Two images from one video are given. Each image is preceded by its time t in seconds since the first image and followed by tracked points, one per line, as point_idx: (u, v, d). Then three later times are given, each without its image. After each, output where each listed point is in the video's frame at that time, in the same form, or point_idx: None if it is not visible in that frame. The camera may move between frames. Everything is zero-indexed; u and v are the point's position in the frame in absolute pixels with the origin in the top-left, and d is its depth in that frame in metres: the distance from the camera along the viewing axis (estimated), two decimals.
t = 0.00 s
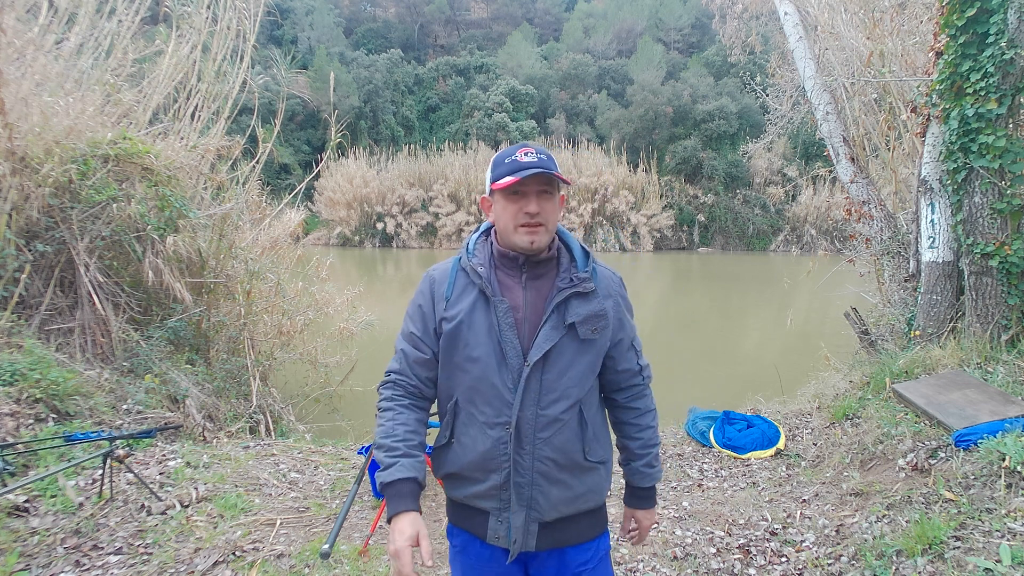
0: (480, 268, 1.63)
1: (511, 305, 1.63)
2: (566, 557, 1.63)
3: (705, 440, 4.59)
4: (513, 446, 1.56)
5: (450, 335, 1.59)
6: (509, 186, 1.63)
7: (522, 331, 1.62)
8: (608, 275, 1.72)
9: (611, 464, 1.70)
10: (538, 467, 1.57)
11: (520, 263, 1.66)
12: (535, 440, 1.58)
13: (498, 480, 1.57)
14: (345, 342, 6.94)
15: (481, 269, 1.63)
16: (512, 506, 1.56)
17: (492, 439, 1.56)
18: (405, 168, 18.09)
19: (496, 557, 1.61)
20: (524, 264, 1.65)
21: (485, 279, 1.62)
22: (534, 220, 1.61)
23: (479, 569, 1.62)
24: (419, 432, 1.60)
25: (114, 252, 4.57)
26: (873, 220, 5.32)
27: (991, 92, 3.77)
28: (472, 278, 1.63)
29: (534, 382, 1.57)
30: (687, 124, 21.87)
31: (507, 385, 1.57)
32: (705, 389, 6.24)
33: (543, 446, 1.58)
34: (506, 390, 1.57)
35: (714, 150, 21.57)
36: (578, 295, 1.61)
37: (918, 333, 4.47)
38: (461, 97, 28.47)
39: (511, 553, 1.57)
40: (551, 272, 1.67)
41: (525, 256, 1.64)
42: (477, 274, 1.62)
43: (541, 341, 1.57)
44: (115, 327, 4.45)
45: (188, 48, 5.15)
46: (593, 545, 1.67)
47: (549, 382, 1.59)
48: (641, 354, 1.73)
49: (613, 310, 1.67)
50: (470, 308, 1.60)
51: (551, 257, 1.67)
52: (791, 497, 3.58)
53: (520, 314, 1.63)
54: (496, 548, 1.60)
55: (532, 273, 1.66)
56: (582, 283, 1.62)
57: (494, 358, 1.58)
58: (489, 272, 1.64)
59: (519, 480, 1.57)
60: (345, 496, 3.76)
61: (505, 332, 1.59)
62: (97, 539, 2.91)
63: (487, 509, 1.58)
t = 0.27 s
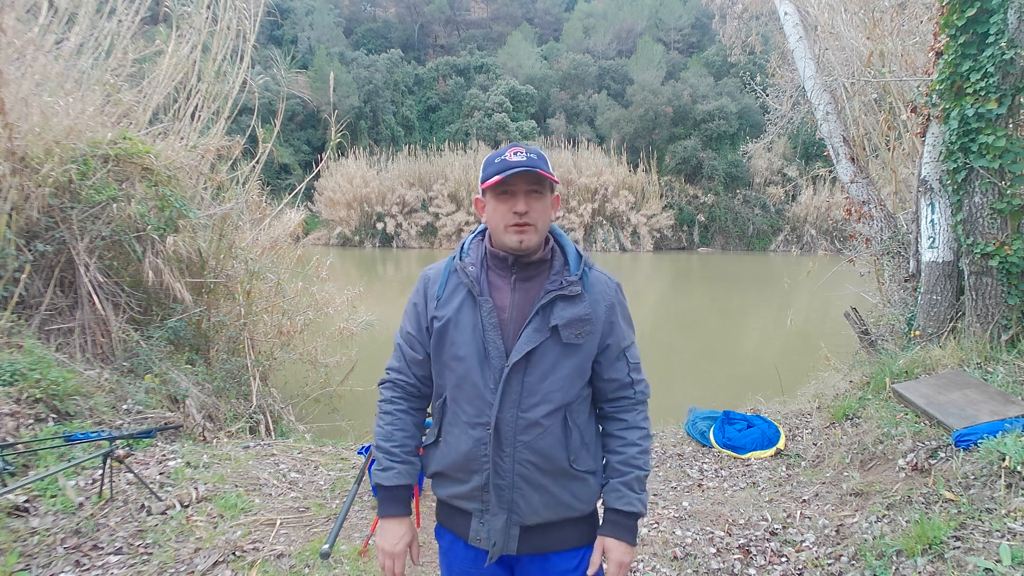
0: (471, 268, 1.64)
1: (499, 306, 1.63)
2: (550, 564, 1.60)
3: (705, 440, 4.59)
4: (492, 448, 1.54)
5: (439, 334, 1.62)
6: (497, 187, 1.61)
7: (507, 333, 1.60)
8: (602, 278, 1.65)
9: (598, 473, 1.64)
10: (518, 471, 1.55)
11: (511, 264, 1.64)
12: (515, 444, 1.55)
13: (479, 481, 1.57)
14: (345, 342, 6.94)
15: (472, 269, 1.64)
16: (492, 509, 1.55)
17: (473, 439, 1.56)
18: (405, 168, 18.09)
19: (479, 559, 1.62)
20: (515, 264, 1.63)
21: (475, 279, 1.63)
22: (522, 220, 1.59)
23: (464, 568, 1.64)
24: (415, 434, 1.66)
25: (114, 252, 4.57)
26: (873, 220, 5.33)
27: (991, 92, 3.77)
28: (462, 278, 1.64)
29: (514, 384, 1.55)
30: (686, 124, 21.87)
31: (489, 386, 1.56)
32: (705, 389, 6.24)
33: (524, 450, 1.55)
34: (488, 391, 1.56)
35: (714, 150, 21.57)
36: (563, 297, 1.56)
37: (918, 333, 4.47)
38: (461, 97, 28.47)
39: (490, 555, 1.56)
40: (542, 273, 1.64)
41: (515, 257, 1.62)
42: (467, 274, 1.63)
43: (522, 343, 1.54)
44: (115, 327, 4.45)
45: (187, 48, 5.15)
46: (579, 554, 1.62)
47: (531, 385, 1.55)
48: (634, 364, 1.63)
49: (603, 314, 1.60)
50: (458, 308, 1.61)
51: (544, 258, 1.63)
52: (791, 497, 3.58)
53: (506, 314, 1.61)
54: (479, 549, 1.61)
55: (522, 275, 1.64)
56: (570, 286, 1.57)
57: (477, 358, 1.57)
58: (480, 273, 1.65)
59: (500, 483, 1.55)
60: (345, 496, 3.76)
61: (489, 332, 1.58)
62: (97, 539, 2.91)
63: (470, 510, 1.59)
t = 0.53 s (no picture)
0: (462, 268, 1.68)
1: (483, 306, 1.63)
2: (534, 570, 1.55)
3: (705, 440, 4.60)
4: (468, 446, 1.55)
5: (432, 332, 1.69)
6: (489, 188, 1.61)
7: (489, 332, 1.59)
8: (593, 278, 1.54)
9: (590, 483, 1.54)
10: (495, 471, 1.53)
11: (500, 264, 1.63)
12: (491, 443, 1.53)
13: (459, 479, 1.58)
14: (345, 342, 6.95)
15: (464, 270, 1.68)
16: (470, 507, 1.55)
17: (453, 436, 1.59)
18: (405, 168, 18.09)
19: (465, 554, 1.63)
20: (504, 264, 1.62)
21: (464, 278, 1.67)
22: (512, 220, 1.57)
23: (453, 562, 1.66)
24: (414, 424, 1.80)
25: (114, 252, 4.57)
26: (873, 220, 5.33)
27: (991, 92, 3.77)
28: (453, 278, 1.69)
29: (489, 384, 1.53)
30: (686, 124, 21.88)
31: (467, 384, 1.57)
32: (705, 388, 6.24)
33: (499, 451, 1.52)
34: (466, 389, 1.57)
35: (714, 150, 21.58)
36: (539, 297, 1.50)
37: (918, 333, 4.47)
38: (461, 97, 28.48)
39: (468, 553, 1.56)
40: (531, 273, 1.60)
41: (504, 257, 1.61)
42: (455, 274, 1.67)
43: (496, 343, 1.51)
44: (115, 327, 4.45)
45: (188, 48, 5.15)
46: (564, 565, 1.54)
47: (507, 386, 1.52)
48: (629, 371, 1.47)
49: (588, 316, 1.49)
50: (446, 307, 1.66)
51: (534, 258, 1.60)
52: (791, 497, 3.58)
53: (489, 314, 1.60)
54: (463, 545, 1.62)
55: (512, 275, 1.62)
56: (549, 286, 1.50)
57: (458, 357, 1.60)
58: (471, 273, 1.68)
59: (478, 481, 1.55)
60: (345, 496, 3.76)
61: (468, 332, 1.59)
62: (97, 539, 2.91)
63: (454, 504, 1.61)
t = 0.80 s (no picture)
0: (483, 271, 1.73)
1: (496, 309, 1.64)
2: None
3: (705, 440, 4.59)
4: (468, 447, 1.54)
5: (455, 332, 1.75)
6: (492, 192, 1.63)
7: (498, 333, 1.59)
8: (607, 284, 1.47)
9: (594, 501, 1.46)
10: (494, 476, 1.50)
11: (513, 267, 1.64)
12: (492, 447, 1.51)
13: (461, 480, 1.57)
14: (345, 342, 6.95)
15: (484, 272, 1.73)
16: (469, 509, 1.54)
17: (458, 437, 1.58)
18: (405, 168, 18.10)
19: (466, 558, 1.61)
20: (515, 267, 1.62)
21: (482, 280, 1.71)
22: (507, 224, 1.57)
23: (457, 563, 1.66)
24: (443, 424, 1.82)
25: (114, 252, 4.57)
26: (873, 220, 5.32)
27: (991, 92, 3.77)
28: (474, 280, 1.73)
29: (490, 385, 1.51)
30: (687, 124, 21.88)
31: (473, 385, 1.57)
32: (705, 389, 6.24)
33: (498, 455, 1.49)
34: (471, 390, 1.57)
35: (714, 150, 21.58)
36: (543, 300, 1.47)
37: (918, 333, 4.47)
38: (461, 97, 28.48)
39: (465, 555, 1.55)
40: (543, 276, 1.58)
41: (513, 261, 1.61)
42: (474, 276, 1.73)
43: (498, 344, 1.50)
44: (115, 327, 4.45)
45: (187, 48, 5.15)
46: None
47: (509, 389, 1.49)
48: (636, 386, 1.40)
49: (594, 324, 1.43)
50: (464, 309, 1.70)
51: (542, 262, 1.57)
52: (791, 497, 3.58)
53: (500, 317, 1.61)
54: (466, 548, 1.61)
55: (525, 278, 1.60)
56: (553, 288, 1.47)
57: (469, 357, 1.62)
58: (490, 275, 1.71)
59: (478, 484, 1.53)
60: (345, 496, 3.76)
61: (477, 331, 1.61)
62: (97, 539, 2.91)
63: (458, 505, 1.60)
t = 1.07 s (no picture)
0: (515, 269, 1.74)
1: (530, 308, 1.64)
2: None
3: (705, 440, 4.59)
4: (505, 450, 1.54)
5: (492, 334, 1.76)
6: (527, 190, 1.61)
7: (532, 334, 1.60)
8: (644, 277, 1.43)
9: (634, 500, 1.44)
10: (532, 479, 1.50)
11: (548, 264, 1.64)
12: (529, 449, 1.50)
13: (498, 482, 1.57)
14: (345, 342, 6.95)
15: (517, 271, 1.73)
16: (509, 512, 1.54)
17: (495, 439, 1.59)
18: (405, 168, 18.10)
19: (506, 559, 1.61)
20: (551, 264, 1.62)
21: (514, 280, 1.72)
22: (549, 221, 1.56)
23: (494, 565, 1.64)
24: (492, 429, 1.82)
25: (114, 252, 4.57)
26: (873, 220, 5.33)
27: (991, 92, 3.77)
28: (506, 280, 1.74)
29: (526, 387, 1.51)
30: (687, 124, 21.88)
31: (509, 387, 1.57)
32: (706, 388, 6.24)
33: (536, 458, 1.49)
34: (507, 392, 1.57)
35: (714, 150, 21.58)
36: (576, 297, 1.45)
37: (918, 333, 4.47)
38: (461, 97, 28.48)
39: (506, 560, 1.55)
40: (578, 272, 1.58)
41: (549, 258, 1.61)
42: (506, 275, 1.73)
43: (532, 345, 1.49)
44: (115, 327, 4.45)
45: (187, 48, 5.15)
46: None
47: (544, 390, 1.48)
48: (682, 380, 1.34)
49: (632, 319, 1.39)
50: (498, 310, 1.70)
51: (580, 257, 1.57)
52: (791, 497, 3.58)
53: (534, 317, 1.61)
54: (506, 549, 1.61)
55: (560, 275, 1.61)
56: (585, 285, 1.45)
57: (503, 358, 1.62)
58: (523, 274, 1.72)
59: (516, 487, 1.53)
60: (345, 496, 3.76)
61: (511, 331, 1.62)
62: (97, 539, 2.91)
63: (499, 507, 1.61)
